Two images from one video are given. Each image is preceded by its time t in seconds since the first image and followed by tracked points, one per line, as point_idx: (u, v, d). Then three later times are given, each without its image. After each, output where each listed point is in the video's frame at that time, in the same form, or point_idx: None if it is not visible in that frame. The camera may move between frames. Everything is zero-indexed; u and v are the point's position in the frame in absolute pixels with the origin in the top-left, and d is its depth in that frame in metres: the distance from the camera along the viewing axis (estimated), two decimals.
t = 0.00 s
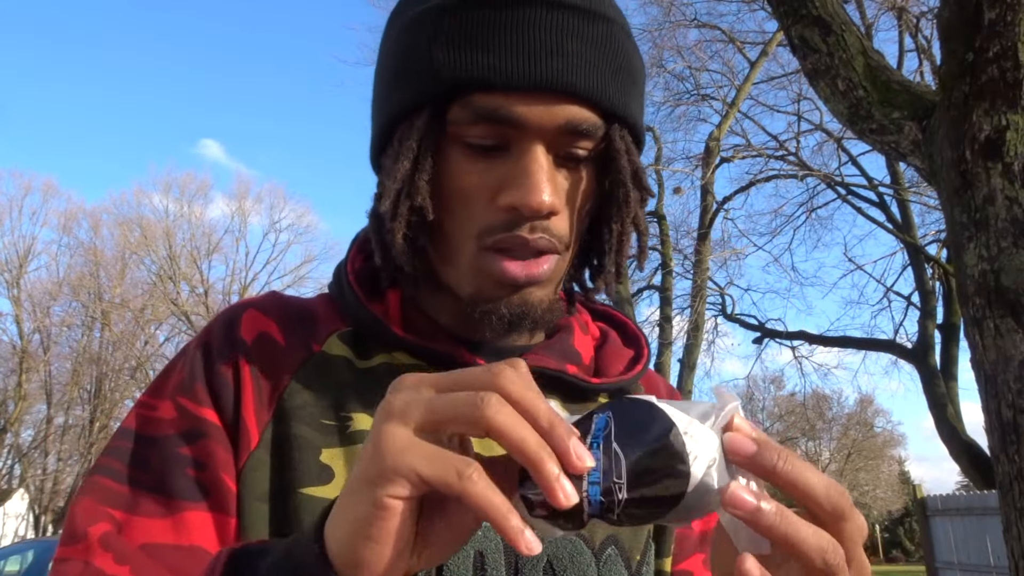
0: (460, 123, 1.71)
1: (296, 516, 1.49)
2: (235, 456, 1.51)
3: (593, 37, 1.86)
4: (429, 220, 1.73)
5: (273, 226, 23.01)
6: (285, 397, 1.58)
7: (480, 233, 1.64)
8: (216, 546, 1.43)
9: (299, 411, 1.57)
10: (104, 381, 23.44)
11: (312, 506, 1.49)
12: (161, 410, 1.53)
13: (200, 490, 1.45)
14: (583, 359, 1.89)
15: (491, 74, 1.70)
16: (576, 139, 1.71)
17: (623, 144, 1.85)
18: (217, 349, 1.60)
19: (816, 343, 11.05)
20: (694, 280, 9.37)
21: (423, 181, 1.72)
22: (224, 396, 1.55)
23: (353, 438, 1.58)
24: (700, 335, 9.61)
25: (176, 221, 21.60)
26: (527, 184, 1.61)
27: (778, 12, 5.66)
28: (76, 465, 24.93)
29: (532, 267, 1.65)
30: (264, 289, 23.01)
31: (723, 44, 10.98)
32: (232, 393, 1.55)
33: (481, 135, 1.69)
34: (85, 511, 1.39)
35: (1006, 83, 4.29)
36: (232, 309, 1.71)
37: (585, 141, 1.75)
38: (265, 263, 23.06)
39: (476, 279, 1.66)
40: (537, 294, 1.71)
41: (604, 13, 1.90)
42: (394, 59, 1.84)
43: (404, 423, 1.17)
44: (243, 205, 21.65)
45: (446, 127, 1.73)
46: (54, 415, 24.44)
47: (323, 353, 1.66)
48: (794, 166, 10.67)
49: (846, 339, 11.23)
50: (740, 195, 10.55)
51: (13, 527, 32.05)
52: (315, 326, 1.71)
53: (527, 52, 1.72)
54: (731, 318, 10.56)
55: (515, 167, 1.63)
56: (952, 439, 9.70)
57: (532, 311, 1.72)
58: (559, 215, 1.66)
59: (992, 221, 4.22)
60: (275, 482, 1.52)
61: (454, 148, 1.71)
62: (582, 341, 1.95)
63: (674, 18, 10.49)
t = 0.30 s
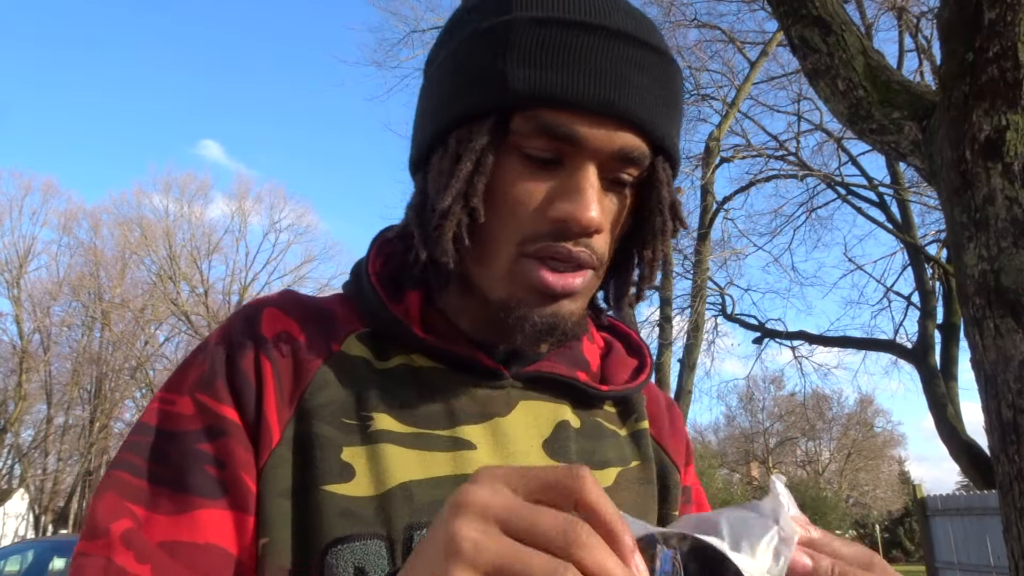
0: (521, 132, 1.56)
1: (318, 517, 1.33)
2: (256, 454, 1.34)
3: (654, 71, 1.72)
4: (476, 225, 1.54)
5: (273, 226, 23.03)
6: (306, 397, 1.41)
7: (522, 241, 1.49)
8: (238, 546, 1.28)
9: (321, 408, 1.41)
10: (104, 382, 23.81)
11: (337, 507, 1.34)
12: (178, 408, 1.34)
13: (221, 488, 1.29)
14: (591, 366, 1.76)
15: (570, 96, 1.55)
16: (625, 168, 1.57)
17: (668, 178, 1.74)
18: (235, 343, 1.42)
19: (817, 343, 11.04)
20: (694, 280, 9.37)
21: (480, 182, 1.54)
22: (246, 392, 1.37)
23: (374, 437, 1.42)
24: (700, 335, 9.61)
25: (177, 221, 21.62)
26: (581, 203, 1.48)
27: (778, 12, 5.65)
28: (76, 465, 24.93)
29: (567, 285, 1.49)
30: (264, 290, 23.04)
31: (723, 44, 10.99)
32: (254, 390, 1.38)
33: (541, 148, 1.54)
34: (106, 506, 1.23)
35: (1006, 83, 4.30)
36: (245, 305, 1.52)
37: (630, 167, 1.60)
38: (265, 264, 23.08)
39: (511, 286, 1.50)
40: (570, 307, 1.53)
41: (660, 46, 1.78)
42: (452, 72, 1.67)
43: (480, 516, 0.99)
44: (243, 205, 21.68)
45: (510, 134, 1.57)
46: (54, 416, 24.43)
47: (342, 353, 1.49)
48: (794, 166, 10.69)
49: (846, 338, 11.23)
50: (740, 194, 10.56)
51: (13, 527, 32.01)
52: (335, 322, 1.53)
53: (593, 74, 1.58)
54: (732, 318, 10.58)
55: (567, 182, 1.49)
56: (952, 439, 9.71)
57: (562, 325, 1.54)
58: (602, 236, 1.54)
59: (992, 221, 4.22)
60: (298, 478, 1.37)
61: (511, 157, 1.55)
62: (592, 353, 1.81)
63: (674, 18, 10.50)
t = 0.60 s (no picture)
0: (595, 156, 1.45)
1: (370, 511, 1.23)
2: (309, 444, 1.23)
3: (727, 119, 1.58)
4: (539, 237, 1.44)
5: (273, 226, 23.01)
6: (359, 394, 1.30)
7: (582, 260, 1.41)
8: (286, 536, 1.17)
9: (372, 404, 1.30)
10: (104, 382, 23.49)
11: (391, 504, 1.24)
12: (230, 396, 1.23)
13: (274, 476, 1.18)
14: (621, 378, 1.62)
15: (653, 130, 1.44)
16: (685, 204, 1.48)
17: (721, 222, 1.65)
18: (289, 333, 1.31)
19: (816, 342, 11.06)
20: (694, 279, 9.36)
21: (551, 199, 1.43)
22: (302, 388, 1.25)
23: (424, 435, 1.31)
24: (699, 334, 9.61)
25: (177, 221, 21.64)
26: (645, 234, 1.40)
27: (778, 12, 5.65)
28: (76, 465, 24.87)
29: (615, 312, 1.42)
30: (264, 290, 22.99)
31: (723, 44, 10.99)
32: (307, 380, 1.26)
33: (612, 173, 1.44)
34: (160, 486, 1.13)
35: (1006, 83, 4.30)
36: (293, 297, 1.40)
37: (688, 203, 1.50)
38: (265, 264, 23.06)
39: (561, 306, 1.42)
40: (610, 336, 1.46)
41: (732, 93, 1.65)
42: (523, 92, 1.52)
43: None
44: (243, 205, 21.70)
45: (583, 157, 1.45)
46: (54, 416, 24.46)
47: (390, 352, 1.37)
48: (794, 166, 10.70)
49: (846, 338, 11.23)
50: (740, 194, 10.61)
51: (13, 527, 31.97)
52: (384, 322, 1.42)
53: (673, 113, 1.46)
54: (732, 318, 10.61)
55: (632, 205, 1.41)
56: (952, 439, 9.70)
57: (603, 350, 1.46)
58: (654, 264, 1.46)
59: (992, 221, 4.22)
60: (349, 472, 1.26)
61: (581, 181, 1.44)
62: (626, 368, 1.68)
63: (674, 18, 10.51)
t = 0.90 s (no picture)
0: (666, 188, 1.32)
1: (429, 518, 1.21)
2: (381, 449, 1.22)
3: (808, 163, 1.45)
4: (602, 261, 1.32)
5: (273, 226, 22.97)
6: (425, 407, 1.27)
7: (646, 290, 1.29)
8: (359, 539, 1.17)
9: (438, 417, 1.27)
10: (104, 382, 22.94)
11: (449, 518, 1.21)
12: (304, 401, 1.23)
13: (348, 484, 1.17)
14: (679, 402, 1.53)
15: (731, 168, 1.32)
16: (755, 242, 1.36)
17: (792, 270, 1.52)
18: (357, 341, 1.29)
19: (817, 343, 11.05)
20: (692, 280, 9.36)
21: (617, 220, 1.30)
22: (372, 401, 1.24)
23: (482, 451, 1.27)
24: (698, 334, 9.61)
25: (177, 221, 21.62)
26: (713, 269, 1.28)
27: (778, 12, 5.63)
28: (76, 465, 24.85)
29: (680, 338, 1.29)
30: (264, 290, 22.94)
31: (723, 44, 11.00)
32: (377, 391, 1.25)
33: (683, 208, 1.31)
34: (248, 492, 1.14)
35: (1006, 83, 4.29)
36: (367, 301, 1.38)
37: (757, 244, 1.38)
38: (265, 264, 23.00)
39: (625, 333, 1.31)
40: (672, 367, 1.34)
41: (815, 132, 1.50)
42: (604, 122, 1.38)
43: None
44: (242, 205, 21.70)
45: (656, 186, 1.32)
46: (53, 416, 24.46)
47: (456, 364, 1.33)
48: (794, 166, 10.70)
49: (847, 338, 11.22)
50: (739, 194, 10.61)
51: (13, 527, 31.93)
52: (452, 332, 1.37)
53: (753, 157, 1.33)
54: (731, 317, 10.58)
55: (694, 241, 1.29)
56: (952, 439, 9.69)
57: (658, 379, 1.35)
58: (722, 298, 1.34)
59: (992, 221, 4.21)
60: (411, 482, 1.23)
61: (649, 214, 1.31)
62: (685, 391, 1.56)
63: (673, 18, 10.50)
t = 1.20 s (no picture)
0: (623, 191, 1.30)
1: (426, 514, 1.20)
2: (393, 449, 1.22)
3: (775, 163, 1.36)
4: (562, 263, 1.34)
5: (273, 227, 22.96)
6: (433, 406, 1.26)
7: (605, 287, 1.28)
8: (380, 533, 1.16)
9: (436, 417, 1.26)
10: (104, 382, 22.89)
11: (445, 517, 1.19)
12: (328, 412, 1.23)
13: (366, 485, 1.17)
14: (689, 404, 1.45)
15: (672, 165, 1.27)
16: (720, 239, 1.32)
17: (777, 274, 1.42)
18: (369, 351, 1.30)
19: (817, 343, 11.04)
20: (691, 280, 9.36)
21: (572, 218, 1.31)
22: (382, 406, 1.24)
23: (483, 451, 1.25)
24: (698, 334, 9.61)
25: (176, 221, 21.61)
26: (667, 266, 1.25)
27: (778, 12, 5.61)
28: (75, 465, 24.86)
29: (643, 335, 1.27)
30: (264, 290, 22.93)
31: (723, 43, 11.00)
32: (389, 397, 1.25)
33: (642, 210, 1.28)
34: (280, 497, 1.15)
35: (1006, 83, 4.28)
36: (380, 314, 1.38)
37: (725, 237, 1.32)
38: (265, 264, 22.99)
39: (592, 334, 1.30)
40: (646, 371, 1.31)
41: (796, 134, 1.41)
42: (579, 126, 1.41)
43: None
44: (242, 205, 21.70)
45: (610, 191, 1.31)
46: (54, 416, 24.46)
47: (459, 368, 1.32)
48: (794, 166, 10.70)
49: (847, 338, 11.21)
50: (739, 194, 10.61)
51: (12, 527, 31.86)
52: (455, 337, 1.36)
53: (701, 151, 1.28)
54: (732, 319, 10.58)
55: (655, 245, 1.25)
56: (952, 440, 9.69)
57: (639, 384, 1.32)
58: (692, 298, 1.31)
59: (992, 221, 4.20)
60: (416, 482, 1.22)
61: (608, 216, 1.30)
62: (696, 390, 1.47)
63: (673, 18, 10.49)
